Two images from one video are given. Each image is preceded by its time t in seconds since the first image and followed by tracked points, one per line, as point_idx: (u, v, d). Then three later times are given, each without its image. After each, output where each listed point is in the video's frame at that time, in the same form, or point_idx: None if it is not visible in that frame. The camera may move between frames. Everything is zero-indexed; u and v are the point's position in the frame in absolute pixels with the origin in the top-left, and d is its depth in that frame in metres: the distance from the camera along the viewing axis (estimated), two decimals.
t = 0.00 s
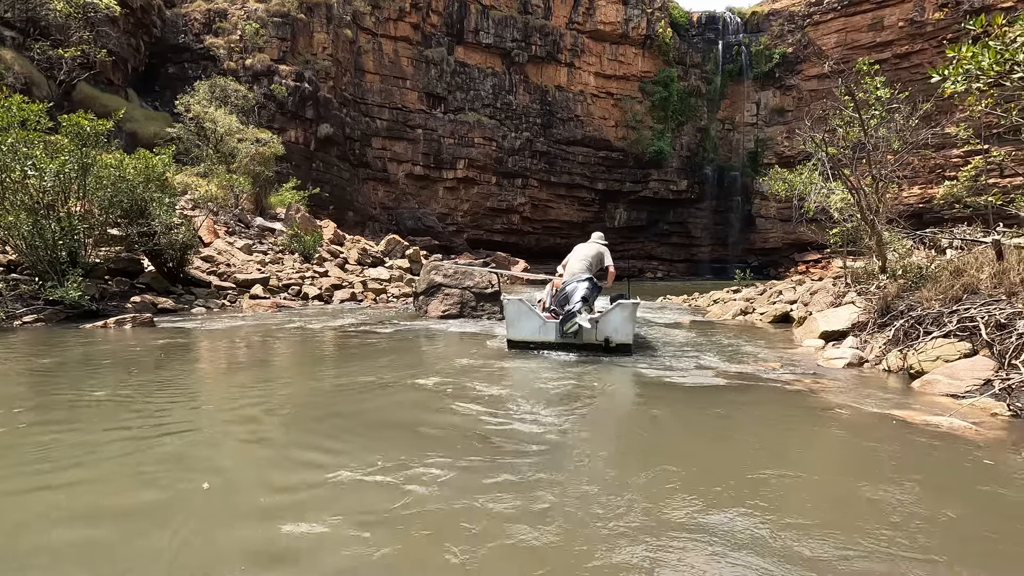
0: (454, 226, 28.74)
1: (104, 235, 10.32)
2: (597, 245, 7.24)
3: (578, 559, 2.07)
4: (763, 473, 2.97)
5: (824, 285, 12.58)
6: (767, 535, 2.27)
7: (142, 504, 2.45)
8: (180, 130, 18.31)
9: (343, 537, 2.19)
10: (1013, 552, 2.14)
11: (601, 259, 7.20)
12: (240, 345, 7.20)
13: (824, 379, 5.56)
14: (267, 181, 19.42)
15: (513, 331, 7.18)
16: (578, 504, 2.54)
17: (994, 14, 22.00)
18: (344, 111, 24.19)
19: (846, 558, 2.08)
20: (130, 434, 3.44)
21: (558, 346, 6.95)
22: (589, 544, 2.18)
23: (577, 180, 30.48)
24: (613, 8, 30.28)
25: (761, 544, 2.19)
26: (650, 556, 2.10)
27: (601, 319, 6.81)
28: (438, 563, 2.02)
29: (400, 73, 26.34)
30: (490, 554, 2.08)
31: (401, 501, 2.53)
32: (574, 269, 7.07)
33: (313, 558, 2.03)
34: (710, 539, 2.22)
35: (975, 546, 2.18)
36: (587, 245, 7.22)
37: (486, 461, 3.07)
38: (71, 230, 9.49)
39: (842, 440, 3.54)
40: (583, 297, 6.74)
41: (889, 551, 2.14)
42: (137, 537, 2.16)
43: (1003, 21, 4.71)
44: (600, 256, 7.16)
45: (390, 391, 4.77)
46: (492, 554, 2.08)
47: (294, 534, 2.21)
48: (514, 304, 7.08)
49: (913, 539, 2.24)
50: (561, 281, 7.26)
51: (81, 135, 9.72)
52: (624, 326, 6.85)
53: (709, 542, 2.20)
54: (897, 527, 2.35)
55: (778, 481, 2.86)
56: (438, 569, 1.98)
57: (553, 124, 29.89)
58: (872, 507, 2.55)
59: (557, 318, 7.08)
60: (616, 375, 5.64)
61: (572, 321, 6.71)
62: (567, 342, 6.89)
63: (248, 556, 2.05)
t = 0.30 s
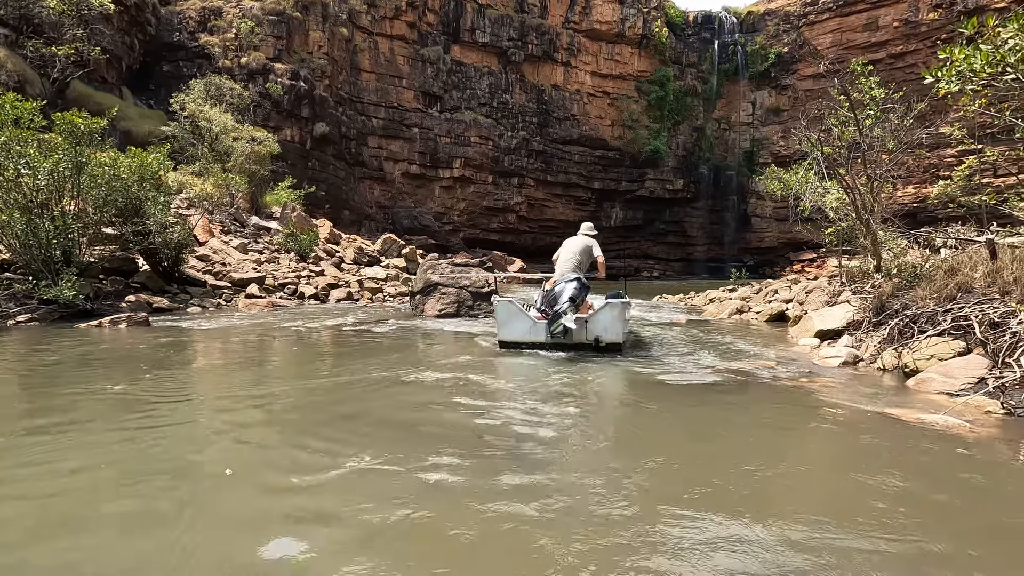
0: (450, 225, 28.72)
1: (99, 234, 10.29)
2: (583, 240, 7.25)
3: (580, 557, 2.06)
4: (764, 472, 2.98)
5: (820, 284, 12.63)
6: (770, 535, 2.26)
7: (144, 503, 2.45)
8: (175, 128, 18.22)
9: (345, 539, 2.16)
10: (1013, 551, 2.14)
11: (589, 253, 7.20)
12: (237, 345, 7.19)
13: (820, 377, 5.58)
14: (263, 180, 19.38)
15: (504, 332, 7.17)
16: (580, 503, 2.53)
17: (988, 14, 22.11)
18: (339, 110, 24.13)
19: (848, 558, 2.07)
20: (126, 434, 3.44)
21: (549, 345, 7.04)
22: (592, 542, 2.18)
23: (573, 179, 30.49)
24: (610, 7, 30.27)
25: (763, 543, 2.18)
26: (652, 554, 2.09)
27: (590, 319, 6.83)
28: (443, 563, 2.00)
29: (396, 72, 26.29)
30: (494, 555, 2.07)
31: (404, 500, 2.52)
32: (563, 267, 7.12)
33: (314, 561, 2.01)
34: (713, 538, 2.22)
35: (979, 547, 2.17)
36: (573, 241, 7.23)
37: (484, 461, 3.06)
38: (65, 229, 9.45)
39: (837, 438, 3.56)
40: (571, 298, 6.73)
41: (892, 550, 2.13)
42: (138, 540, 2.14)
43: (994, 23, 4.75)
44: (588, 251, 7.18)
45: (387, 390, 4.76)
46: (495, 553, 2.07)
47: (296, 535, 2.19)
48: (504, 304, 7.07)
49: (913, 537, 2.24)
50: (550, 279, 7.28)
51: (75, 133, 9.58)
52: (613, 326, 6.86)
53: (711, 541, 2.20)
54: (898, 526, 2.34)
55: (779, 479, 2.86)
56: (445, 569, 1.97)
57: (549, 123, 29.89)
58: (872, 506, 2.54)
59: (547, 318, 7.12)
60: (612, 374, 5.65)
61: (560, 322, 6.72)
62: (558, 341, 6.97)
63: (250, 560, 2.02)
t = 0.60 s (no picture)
0: (446, 224, 28.70)
1: (91, 232, 10.25)
2: (564, 237, 7.33)
3: (584, 556, 2.07)
4: (763, 470, 2.98)
5: (814, 283, 12.69)
6: (772, 533, 2.26)
7: (141, 503, 2.43)
8: (169, 126, 18.14)
9: (349, 537, 2.17)
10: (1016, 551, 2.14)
11: (571, 250, 7.27)
12: (230, 344, 7.16)
13: (813, 376, 5.62)
14: (257, 179, 19.31)
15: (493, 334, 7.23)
16: (583, 502, 2.53)
17: (980, 15, 22.27)
18: (335, 109, 24.05)
19: (852, 557, 2.07)
20: (119, 434, 3.42)
21: (538, 345, 7.06)
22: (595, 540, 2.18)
23: (569, 179, 30.50)
24: (605, 6, 30.30)
25: (765, 543, 2.18)
26: (656, 554, 2.09)
27: (577, 318, 6.84)
28: (449, 562, 2.01)
29: (392, 70, 26.24)
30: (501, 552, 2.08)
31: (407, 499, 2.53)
32: (548, 267, 7.27)
33: (320, 560, 2.01)
34: (716, 537, 2.23)
35: (982, 546, 2.17)
36: (554, 240, 7.33)
37: (483, 459, 3.06)
38: (58, 228, 9.39)
39: (825, 435, 3.60)
40: (557, 297, 6.90)
41: (894, 550, 2.14)
42: (138, 542, 2.11)
43: (984, 25, 4.77)
44: (569, 247, 7.28)
45: (381, 389, 4.76)
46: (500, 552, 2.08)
47: (299, 535, 2.19)
48: (493, 306, 7.17)
49: (916, 537, 2.24)
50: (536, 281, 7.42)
51: (67, 131, 9.58)
52: (601, 324, 6.83)
53: (714, 539, 2.20)
54: (900, 525, 2.34)
55: (779, 479, 2.86)
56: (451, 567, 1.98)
57: (545, 122, 29.89)
58: (873, 505, 2.54)
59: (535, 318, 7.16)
60: (607, 373, 5.66)
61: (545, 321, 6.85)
62: (547, 340, 7.00)
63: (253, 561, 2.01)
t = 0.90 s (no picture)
0: (442, 223, 28.65)
1: (85, 231, 10.19)
2: (558, 237, 7.41)
3: (585, 556, 2.05)
4: (761, 469, 2.95)
5: (809, 282, 12.74)
6: (774, 533, 2.23)
7: (133, 505, 2.40)
8: (163, 125, 18.04)
9: (349, 538, 2.15)
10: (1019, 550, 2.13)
11: (568, 247, 7.38)
12: (225, 343, 7.14)
13: (807, 374, 5.64)
14: (252, 177, 19.23)
15: (483, 335, 7.28)
16: (581, 501, 2.51)
17: (973, 15, 22.42)
18: (330, 107, 23.97)
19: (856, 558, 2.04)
20: (112, 433, 3.40)
21: (526, 344, 7.06)
22: (595, 538, 2.17)
23: (565, 177, 30.49)
24: (601, 5, 30.31)
25: (767, 542, 2.16)
26: (658, 552, 2.08)
27: (563, 315, 6.81)
28: (450, 561, 2.00)
29: (387, 69, 26.18)
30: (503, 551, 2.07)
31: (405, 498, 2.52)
32: (541, 267, 7.36)
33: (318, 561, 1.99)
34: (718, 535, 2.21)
35: (986, 547, 2.15)
36: (547, 241, 7.42)
37: (479, 458, 3.05)
38: (50, 226, 9.32)
39: (819, 432, 3.61)
40: (541, 296, 6.96)
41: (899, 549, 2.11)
42: (130, 546, 2.08)
43: (976, 26, 4.80)
44: (562, 246, 7.33)
45: (376, 388, 4.76)
46: (501, 552, 2.06)
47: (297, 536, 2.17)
48: (482, 307, 7.26)
49: (919, 537, 2.21)
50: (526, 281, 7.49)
51: (59, 129, 9.53)
52: (587, 321, 6.80)
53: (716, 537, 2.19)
54: (902, 526, 2.32)
55: (777, 477, 2.84)
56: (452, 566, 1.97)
57: (541, 121, 29.87)
58: (874, 504, 2.52)
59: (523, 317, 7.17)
60: (602, 371, 5.66)
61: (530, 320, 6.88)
62: (535, 339, 6.99)
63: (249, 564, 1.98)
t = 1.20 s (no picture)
0: (438, 220, 28.59)
1: (77, 228, 10.12)
2: (548, 231, 7.36)
3: (583, 552, 2.05)
4: (758, 467, 2.95)
5: (803, 280, 12.78)
6: (771, 530, 2.23)
7: (124, 506, 2.37)
8: (156, 121, 17.92)
9: (349, 536, 2.14)
10: None
11: (557, 242, 7.31)
12: (220, 341, 7.11)
13: (801, 371, 5.67)
14: (246, 174, 19.14)
15: (475, 332, 7.23)
16: (579, 498, 2.51)
17: (967, 14, 22.53)
18: (325, 104, 23.86)
19: (859, 557, 2.03)
20: (103, 433, 3.37)
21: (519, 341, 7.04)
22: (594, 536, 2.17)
23: (561, 175, 30.46)
24: (597, 2, 30.27)
25: (768, 540, 2.15)
26: (660, 548, 2.08)
27: (557, 312, 6.80)
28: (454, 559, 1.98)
29: (382, 65, 26.08)
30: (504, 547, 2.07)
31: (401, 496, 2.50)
32: (533, 262, 7.31)
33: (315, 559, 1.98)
34: (717, 533, 2.20)
35: (986, 545, 2.14)
36: (538, 235, 7.35)
37: (475, 456, 3.03)
38: (41, 223, 9.25)
39: (813, 429, 3.62)
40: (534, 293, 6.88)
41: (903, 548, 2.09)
42: (126, 547, 2.04)
43: (969, 24, 4.80)
44: (553, 240, 7.29)
45: (372, 385, 4.75)
46: (499, 548, 2.06)
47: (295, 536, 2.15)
48: (475, 304, 7.20)
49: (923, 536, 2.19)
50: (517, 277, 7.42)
51: (51, 125, 9.49)
52: (580, 318, 6.83)
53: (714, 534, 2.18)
54: (904, 524, 2.30)
55: (778, 477, 2.80)
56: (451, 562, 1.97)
57: (537, 119, 29.83)
58: (875, 502, 2.51)
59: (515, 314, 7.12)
60: (597, 368, 5.67)
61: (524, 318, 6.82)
62: (527, 336, 6.97)
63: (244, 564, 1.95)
